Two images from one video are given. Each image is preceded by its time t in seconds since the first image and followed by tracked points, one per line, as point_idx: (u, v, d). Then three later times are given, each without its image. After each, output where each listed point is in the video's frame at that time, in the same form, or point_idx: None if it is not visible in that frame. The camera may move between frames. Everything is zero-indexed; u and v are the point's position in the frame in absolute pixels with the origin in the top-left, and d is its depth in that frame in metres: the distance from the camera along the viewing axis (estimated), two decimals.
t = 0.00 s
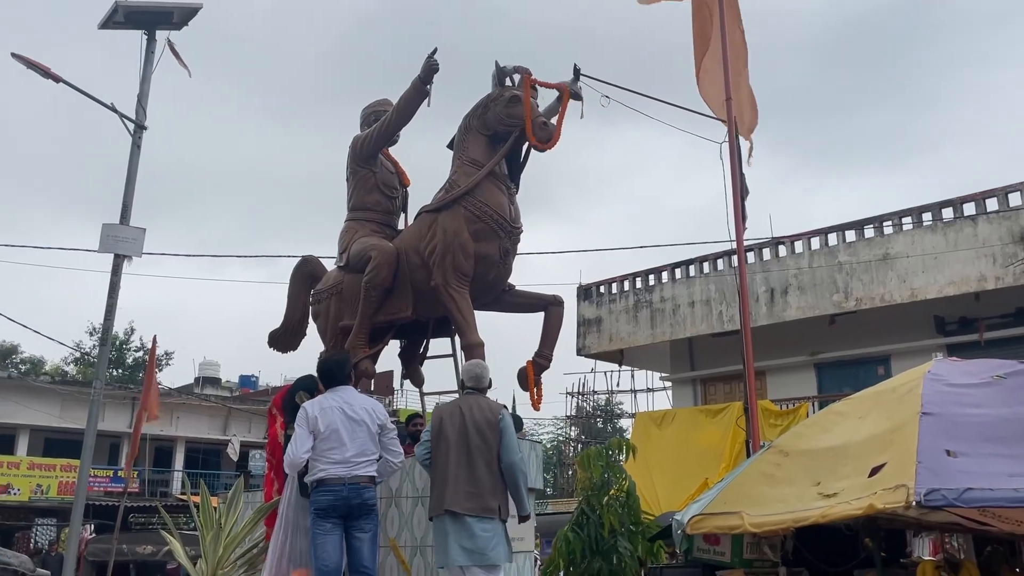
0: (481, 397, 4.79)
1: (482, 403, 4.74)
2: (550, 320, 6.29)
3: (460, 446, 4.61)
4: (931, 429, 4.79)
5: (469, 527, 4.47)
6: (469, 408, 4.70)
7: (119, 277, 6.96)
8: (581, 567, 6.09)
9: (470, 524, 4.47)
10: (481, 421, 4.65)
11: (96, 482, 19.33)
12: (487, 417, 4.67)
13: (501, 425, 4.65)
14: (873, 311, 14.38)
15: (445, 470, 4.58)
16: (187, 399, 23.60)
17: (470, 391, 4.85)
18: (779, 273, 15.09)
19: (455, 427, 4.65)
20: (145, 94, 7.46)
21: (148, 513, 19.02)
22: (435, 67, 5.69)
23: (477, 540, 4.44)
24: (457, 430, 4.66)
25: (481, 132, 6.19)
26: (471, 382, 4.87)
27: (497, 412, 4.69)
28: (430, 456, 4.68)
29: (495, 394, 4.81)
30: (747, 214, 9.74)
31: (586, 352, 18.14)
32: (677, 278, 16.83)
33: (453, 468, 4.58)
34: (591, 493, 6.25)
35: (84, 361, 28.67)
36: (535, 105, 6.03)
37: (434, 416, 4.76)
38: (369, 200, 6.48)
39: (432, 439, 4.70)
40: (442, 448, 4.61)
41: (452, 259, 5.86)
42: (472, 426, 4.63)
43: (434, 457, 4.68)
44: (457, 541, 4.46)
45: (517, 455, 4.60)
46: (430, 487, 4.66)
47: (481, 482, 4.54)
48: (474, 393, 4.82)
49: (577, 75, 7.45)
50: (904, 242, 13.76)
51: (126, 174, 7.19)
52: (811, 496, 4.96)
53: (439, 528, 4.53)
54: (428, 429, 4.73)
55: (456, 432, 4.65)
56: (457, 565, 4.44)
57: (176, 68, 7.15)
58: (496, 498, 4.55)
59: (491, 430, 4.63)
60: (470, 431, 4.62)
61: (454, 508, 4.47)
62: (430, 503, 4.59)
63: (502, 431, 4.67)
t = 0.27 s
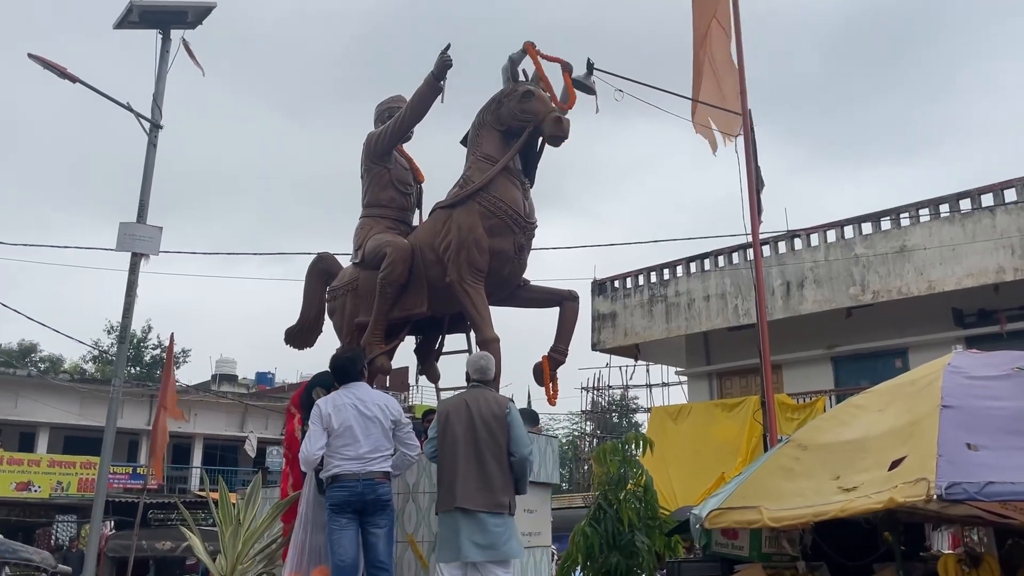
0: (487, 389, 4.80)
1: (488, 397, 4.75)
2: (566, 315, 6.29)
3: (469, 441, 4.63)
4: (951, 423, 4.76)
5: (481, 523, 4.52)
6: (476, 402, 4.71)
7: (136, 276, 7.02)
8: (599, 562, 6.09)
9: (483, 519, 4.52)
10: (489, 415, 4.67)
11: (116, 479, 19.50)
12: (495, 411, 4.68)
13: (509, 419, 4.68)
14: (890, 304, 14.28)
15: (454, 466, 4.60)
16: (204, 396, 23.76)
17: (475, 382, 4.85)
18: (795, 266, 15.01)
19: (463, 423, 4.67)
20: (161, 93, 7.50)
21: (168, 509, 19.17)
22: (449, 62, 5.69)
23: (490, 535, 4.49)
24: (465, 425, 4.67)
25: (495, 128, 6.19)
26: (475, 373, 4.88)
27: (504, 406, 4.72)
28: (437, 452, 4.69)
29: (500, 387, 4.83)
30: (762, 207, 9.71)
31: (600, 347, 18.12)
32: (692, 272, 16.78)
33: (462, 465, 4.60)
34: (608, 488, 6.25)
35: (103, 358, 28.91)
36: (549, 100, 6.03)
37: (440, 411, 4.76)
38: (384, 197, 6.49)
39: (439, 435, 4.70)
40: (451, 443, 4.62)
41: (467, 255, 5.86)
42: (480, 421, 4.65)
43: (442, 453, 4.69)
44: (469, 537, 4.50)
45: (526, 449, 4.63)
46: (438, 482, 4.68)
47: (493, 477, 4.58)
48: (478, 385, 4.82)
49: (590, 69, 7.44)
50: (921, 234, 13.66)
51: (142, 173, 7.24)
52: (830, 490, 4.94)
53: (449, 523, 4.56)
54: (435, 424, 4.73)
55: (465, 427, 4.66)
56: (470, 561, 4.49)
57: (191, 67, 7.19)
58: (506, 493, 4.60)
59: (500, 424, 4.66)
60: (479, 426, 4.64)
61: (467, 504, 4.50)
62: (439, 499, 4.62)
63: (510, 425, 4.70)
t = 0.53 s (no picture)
0: (488, 384, 4.97)
1: (489, 392, 4.92)
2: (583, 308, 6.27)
3: (473, 437, 4.81)
4: (975, 413, 4.71)
5: (489, 516, 4.69)
6: (478, 398, 4.88)
7: (156, 273, 7.06)
8: (618, 555, 6.08)
9: (491, 512, 4.69)
10: (492, 411, 4.85)
11: (137, 475, 19.67)
12: (498, 406, 4.86)
13: (512, 413, 4.85)
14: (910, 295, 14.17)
15: (459, 461, 4.77)
16: (223, 392, 23.92)
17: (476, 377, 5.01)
18: (813, 257, 14.92)
19: (466, 419, 4.85)
20: (178, 90, 7.54)
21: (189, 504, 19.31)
22: (464, 56, 5.68)
23: (498, 527, 4.68)
24: (468, 420, 4.85)
25: (511, 121, 6.18)
26: (476, 367, 5.04)
27: (506, 401, 4.89)
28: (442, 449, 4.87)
29: (499, 381, 5.02)
30: (780, 198, 9.64)
31: (618, 341, 18.09)
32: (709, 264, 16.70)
33: (468, 460, 4.78)
34: (626, 481, 6.22)
35: (123, 356, 29.17)
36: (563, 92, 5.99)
37: (442, 408, 4.92)
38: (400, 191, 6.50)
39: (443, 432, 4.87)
40: (456, 439, 4.80)
41: (484, 249, 5.86)
42: (483, 417, 4.83)
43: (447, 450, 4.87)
44: (478, 530, 4.67)
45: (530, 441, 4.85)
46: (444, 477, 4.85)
47: (498, 471, 4.76)
48: (480, 380, 4.98)
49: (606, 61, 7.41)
50: (941, 224, 13.53)
51: (160, 170, 7.27)
52: (852, 482, 4.90)
53: (458, 517, 4.74)
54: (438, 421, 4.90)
55: (469, 422, 4.84)
56: (479, 552, 4.67)
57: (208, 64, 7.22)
58: (512, 486, 4.78)
59: (502, 418, 4.83)
60: (483, 422, 4.83)
61: (475, 499, 4.67)
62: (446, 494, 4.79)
63: (513, 420, 4.88)
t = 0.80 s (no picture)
0: (495, 377, 5.01)
1: (496, 386, 4.95)
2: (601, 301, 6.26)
3: (479, 430, 4.85)
4: (1000, 404, 4.66)
5: (495, 509, 4.70)
6: (484, 391, 4.92)
7: (176, 269, 7.10)
8: (638, 548, 6.08)
9: (497, 505, 4.70)
10: (498, 403, 4.88)
11: (160, 470, 19.87)
12: (503, 399, 4.89)
13: (518, 407, 4.88)
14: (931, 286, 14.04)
15: (464, 455, 4.81)
16: (243, 388, 24.10)
17: (482, 370, 5.05)
18: (833, 249, 14.81)
19: (472, 412, 4.89)
20: (196, 88, 7.57)
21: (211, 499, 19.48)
22: (479, 50, 5.67)
23: (503, 520, 4.69)
24: (475, 414, 4.89)
25: (527, 114, 6.17)
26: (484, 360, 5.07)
27: (512, 394, 4.92)
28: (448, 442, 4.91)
29: (505, 376, 5.07)
30: (800, 189, 9.57)
31: (636, 334, 18.05)
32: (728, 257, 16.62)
33: (472, 453, 4.80)
34: (646, 474, 6.22)
35: (145, 352, 29.47)
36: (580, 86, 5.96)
37: (450, 403, 4.98)
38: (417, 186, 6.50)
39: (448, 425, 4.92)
40: (461, 432, 4.85)
41: (501, 243, 5.85)
42: (488, 410, 4.87)
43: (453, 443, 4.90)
44: (484, 523, 4.68)
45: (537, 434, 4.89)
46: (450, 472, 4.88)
47: (504, 464, 4.78)
48: (486, 373, 5.02)
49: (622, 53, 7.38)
50: (963, 214, 13.39)
51: (180, 167, 7.32)
52: (876, 474, 4.86)
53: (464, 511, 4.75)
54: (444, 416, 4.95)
55: (475, 416, 4.88)
56: (485, 545, 4.68)
57: (225, 61, 7.24)
58: (518, 479, 4.79)
59: (509, 412, 4.86)
60: (489, 415, 4.86)
61: (480, 492, 4.69)
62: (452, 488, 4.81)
63: (519, 413, 4.90)
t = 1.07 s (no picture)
0: (506, 372, 5.02)
1: (508, 381, 4.95)
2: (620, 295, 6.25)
3: (491, 425, 4.85)
4: None
5: (508, 504, 4.70)
6: (496, 386, 4.93)
7: (197, 267, 7.15)
8: (659, 543, 6.07)
9: (510, 501, 4.70)
10: (510, 398, 4.88)
11: (183, 466, 20.06)
12: (515, 394, 4.89)
13: (531, 401, 4.89)
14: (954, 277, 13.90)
15: (476, 451, 4.80)
16: (263, 383, 24.26)
17: (494, 365, 5.05)
18: (853, 240, 14.69)
19: (483, 408, 4.89)
20: (214, 86, 7.61)
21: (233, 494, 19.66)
22: (496, 45, 5.66)
23: (517, 515, 4.68)
24: (486, 409, 4.89)
25: (545, 108, 6.15)
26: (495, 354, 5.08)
27: (524, 389, 4.93)
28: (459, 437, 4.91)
29: (516, 370, 5.08)
30: (820, 180, 9.50)
31: (654, 328, 18.00)
32: (747, 249, 16.52)
33: (483, 449, 4.80)
34: (666, 468, 6.20)
35: (167, 349, 29.74)
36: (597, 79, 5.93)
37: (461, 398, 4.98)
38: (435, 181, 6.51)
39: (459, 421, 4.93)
40: (473, 427, 4.85)
41: (519, 237, 5.84)
42: (499, 405, 4.87)
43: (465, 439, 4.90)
44: (497, 519, 4.68)
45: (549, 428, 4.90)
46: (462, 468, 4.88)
47: (516, 458, 4.78)
48: (498, 368, 5.03)
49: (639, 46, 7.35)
50: (985, 204, 13.25)
51: (199, 166, 7.36)
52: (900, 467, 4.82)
53: (477, 507, 4.74)
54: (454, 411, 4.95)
55: (487, 411, 4.88)
56: (499, 541, 4.67)
57: (243, 59, 7.27)
58: (530, 474, 4.79)
59: (520, 406, 4.87)
60: (500, 410, 4.86)
61: (492, 487, 4.68)
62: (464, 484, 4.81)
63: (532, 408, 4.91)
